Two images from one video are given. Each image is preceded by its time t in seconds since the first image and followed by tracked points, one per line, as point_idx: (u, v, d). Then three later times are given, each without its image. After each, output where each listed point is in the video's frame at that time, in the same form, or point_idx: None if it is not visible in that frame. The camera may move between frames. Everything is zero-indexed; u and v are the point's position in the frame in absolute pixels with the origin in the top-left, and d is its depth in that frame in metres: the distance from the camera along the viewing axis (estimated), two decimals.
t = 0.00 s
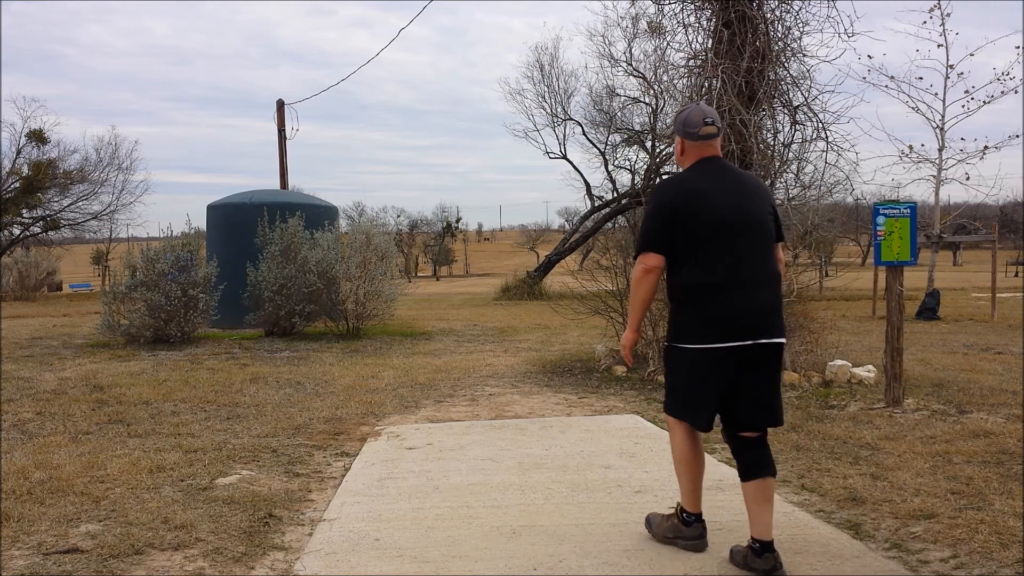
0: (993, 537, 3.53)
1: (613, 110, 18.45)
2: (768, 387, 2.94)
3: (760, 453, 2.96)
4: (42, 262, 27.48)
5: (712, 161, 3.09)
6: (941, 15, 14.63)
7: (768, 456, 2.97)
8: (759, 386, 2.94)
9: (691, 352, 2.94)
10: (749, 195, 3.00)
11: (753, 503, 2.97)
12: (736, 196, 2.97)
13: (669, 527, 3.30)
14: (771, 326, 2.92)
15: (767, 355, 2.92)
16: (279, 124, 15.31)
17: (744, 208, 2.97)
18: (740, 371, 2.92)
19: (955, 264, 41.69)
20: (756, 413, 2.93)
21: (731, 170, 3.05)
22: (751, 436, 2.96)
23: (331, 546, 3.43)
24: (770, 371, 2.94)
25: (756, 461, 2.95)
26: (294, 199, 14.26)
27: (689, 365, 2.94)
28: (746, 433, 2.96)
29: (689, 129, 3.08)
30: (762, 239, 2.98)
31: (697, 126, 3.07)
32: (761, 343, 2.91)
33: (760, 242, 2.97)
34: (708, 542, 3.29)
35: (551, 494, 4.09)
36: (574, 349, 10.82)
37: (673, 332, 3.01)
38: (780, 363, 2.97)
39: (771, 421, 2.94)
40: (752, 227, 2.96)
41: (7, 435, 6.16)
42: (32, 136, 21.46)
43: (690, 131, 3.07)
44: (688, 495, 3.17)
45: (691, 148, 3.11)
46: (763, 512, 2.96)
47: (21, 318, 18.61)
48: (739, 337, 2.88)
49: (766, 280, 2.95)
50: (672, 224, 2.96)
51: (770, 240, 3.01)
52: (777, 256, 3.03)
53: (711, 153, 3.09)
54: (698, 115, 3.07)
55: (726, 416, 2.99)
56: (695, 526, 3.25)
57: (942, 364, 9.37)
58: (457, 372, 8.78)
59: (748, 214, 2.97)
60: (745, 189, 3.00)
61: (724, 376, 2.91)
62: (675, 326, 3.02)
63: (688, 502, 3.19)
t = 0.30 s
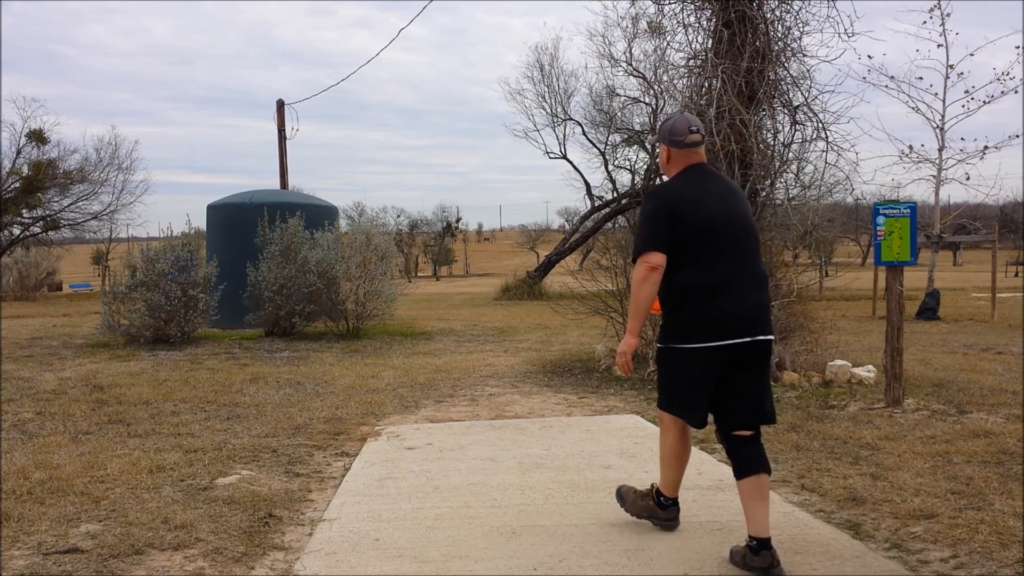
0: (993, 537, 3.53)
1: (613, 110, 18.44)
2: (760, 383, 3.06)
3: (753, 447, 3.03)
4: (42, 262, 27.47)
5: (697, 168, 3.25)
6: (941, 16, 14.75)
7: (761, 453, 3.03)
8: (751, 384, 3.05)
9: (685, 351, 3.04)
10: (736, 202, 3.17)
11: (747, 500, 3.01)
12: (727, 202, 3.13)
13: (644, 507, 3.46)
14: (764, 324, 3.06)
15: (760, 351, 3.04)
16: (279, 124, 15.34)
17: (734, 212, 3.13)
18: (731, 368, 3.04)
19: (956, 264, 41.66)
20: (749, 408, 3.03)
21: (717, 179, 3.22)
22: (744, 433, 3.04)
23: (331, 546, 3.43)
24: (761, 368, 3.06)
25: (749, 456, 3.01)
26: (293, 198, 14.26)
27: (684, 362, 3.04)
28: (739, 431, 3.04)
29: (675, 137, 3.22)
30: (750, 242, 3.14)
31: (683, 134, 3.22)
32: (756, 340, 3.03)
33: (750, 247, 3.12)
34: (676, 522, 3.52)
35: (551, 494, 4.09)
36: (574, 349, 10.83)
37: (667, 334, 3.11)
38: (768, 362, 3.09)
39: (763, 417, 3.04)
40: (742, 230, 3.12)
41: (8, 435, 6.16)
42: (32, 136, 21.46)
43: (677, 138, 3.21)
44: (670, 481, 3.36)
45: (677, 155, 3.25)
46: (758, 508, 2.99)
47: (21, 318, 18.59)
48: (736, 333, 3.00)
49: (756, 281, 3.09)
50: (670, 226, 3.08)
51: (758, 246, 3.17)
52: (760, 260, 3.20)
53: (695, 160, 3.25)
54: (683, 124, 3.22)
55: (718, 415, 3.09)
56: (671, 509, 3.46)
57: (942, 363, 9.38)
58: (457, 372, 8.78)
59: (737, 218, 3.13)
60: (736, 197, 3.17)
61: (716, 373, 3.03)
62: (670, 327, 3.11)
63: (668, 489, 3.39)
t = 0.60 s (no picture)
0: (993, 537, 3.53)
1: (613, 110, 18.44)
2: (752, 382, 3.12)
3: (747, 444, 3.08)
4: (42, 262, 27.48)
5: (686, 173, 3.29)
6: (942, 15, 14.68)
7: (756, 450, 3.08)
8: (745, 382, 3.11)
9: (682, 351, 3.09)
10: (726, 206, 3.24)
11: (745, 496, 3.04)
12: (721, 206, 3.20)
13: (640, 507, 3.53)
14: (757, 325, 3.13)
15: (755, 350, 3.11)
16: (279, 123, 15.35)
17: (727, 216, 3.19)
18: (727, 368, 3.10)
19: (955, 263, 41.66)
20: (743, 406, 3.09)
21: (707, 183, 3.28)
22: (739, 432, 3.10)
23: (331, 546, 3.43)
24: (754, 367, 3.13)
25: (745, 453, 3.06)
26: (293, 199, 14.26)
27: (681, 362, 3.09)
28: (734, 429, 3.10)
29: (664, 144, 3.26)
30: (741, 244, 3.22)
31: (673, 140, 3.26)
32: (752, 339, 3.10)
33: (742, 249, 3.19)
34: (674, 518, 3.58)
35: (551, 494, 4.09)
36: (574, 349, 10.83)
37: (665, 334, 3.14)
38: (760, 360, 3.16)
39: (756, 415, 3.10)
40: (734, 232, 3.19)
41: (8, 435, 6.16)
42: (32, 136, 21.46)
43: (667, 145, 3.26)
44: (664, 480, 3.44)
45: (665, 161, 3.28)
46: (757, 503, 3.01)
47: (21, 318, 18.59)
48: (734, 332, 3.06)
49: (749, 281, 3.17)
50: (671, 227, 3.10)
51: (748, 250, 3.26)
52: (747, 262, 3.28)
53: (684, 165, 3.29)
54: (672, 131, 3.27)
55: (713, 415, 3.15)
56: (668, 508, 3.52)
57: (942, 363, 9.38)
58: (457, 372, 8.78)
59: (729, 220, 3.20)
60: (725, 201, 3.25)
61: (712, 373, 3.09)
62: (668, 328, 3.14)
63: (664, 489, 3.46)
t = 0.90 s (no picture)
0: (993, 537, 3.53)
1: (613, 110, 18.45)
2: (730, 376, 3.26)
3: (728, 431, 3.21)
4: (42, 262, 27.49)
5: (662, 176, 3.38)
6: (942, 15, 15.12)
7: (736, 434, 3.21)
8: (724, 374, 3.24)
9: (671, 344, 3.18)
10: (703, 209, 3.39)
11: (728, 471, 3.14)
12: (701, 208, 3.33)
13: (639, 510, 3.56)
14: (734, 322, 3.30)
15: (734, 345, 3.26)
16: (279, 123, 15.36)
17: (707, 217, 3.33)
18: (709, 362, 3.23)
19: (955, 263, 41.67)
20: (722, 396, 3.23)
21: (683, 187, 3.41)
22: (719, 420, 3.23)
23: (331, 546, 3.43)
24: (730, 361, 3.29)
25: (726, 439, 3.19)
26: (293, 199, 14.26)
27: (671, 355, 3.18)
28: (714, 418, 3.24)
29: (639, 150, 3.34)
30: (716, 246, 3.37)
31: (647, 146, 3.34)
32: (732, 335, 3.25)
33: (720, 252, 3.34)
34: (674, 519, 3.59)
35: (551, 494, 4.09)
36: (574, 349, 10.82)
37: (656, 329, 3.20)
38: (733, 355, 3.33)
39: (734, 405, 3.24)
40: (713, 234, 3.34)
41: (8, 435, 6.16)
42: (32, 136, 21.47)
43: (642, 150, 3.32)
44: (656, 478, 3.47)
45: (639, 167, 3.36)
46: (742, 472, 3.12)
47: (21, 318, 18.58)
48: (722, 327, 3.19)
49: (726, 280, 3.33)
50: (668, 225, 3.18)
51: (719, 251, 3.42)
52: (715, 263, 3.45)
53: (659, 169, 3.38)
54: (645, 137, 3.34)
55: (692, 406, 3.28)
56: (665, 505, 3.54)
57: (942, 364, 9.38)
58: (457, 372, 8.78)
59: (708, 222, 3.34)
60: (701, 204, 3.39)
61: (694, 366, 3.21)
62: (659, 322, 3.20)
63: (658, 486, 3.48)
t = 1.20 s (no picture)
0: (993, 537, 3.53)
1: (613, 110, 18.43)
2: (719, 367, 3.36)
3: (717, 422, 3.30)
4: (42, 262, 27.51)
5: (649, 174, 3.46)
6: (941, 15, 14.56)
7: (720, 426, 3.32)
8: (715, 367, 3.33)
9: (668, 338, 3.24)
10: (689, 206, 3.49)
11: (712, 455, 3.26)
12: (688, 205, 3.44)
13: (639, 510, 3.56)
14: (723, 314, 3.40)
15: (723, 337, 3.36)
16: (278, 123, 15.33)
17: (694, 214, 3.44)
18: (701, 357, 3.29)
19: (955, 263, 41.67)
20: (712, 388, 3.31)
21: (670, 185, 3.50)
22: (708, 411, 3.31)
23: (330, 546, 3.43)
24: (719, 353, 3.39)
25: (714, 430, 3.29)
26: (293, 199, 14.26)
27: (667, 348, 3.24)
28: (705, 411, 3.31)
29: (627, 148, 3.41)
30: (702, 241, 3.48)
31: (634, 144, 3.41)
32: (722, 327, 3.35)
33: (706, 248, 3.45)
34: (674, 520, 3.59)
35: (551, 494, 4.09)
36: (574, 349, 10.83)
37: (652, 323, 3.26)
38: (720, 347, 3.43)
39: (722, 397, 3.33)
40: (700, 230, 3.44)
41: (8, 435, 6.16)
42: (32, 136, 21.47)
43: (629, 147, 3.40)
44: (656, 478, 3.47)
45: (626, 164, 3.44)
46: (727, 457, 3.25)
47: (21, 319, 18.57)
48: (714, 319, 3.29)
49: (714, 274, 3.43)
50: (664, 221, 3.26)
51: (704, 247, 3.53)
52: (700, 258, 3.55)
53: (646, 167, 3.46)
54: (632, 135, 3.41)
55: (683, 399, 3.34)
56: (665, 506, 3.54)
57: (942, 364, 9.37)
58: (457, 372, 8.78)
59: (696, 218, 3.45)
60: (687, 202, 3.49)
61: (689, 359, 3.28)
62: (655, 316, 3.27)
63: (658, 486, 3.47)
